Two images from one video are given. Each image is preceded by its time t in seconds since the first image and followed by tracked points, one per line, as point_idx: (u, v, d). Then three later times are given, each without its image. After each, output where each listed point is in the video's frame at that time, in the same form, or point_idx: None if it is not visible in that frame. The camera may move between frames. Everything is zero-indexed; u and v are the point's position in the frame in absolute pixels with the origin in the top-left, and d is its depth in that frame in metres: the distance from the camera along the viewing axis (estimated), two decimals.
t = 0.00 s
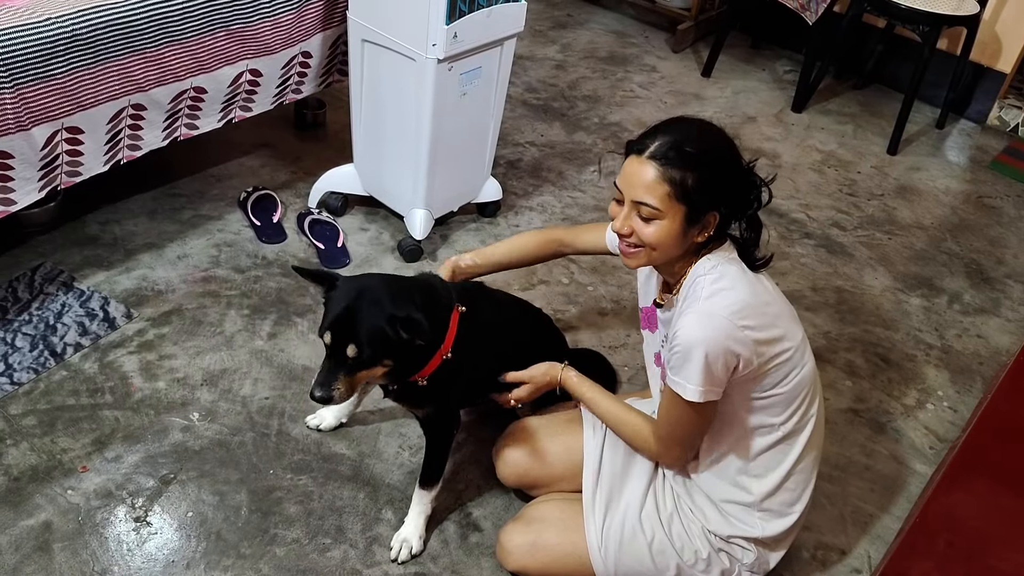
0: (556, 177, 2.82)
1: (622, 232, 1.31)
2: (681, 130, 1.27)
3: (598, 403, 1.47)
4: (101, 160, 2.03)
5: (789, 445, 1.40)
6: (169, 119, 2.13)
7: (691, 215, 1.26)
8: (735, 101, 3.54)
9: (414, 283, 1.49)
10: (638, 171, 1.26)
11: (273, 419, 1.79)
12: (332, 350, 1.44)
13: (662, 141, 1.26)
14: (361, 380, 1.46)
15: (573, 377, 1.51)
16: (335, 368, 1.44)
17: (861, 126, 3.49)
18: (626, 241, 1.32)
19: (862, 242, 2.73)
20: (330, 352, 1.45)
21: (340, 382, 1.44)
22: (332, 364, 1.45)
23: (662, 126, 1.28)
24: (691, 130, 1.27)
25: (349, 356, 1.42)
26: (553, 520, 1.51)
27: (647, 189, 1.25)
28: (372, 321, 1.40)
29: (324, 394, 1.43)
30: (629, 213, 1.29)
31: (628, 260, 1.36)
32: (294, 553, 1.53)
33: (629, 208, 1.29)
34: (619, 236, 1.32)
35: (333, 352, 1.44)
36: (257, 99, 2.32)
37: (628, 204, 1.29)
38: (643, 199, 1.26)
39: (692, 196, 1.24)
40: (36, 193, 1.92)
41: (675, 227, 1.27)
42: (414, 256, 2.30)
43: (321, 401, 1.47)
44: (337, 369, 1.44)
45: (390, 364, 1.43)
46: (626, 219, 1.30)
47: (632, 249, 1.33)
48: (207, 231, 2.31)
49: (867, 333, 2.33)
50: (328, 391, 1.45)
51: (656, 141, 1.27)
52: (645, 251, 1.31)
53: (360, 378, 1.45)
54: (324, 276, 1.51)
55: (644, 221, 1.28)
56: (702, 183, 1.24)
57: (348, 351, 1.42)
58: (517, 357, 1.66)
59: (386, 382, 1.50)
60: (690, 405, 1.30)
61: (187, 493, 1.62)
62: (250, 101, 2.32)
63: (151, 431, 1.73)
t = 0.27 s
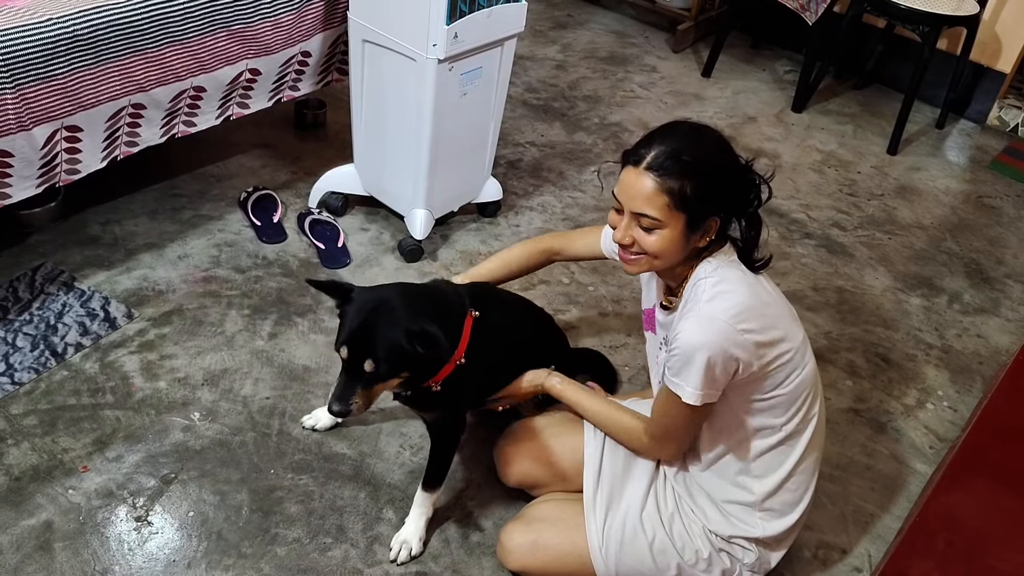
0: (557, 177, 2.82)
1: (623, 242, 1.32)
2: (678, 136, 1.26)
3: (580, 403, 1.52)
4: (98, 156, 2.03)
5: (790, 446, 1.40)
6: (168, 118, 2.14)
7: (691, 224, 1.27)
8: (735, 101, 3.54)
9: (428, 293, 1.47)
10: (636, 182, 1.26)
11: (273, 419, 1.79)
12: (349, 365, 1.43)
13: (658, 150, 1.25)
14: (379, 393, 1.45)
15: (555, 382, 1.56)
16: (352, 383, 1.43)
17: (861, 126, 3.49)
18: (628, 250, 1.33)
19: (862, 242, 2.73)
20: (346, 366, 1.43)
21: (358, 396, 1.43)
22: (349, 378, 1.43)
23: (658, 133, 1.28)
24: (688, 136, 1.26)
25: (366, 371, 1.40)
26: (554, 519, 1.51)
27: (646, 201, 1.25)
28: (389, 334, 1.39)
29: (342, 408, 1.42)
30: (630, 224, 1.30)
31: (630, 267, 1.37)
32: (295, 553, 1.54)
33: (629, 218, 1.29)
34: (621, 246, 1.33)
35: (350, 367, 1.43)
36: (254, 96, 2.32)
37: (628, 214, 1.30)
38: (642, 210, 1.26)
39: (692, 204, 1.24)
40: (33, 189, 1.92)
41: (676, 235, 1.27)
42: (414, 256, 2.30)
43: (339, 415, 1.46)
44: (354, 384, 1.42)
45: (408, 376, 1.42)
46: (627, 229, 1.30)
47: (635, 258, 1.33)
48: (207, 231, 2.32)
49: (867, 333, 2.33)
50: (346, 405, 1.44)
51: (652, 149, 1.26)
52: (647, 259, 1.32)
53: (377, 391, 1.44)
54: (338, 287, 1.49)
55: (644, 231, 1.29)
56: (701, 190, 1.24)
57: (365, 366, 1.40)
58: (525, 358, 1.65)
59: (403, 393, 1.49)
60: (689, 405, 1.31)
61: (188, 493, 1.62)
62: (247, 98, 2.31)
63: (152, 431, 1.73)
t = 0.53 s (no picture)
0: (556, 176, 2.82)
1: (622, 243, 1.32)
2: (675, 136, 1.26)
3: (585, 403, 1.50)
4: (100, 156, 2.03)
5: (789, 446, 1.41)
6: (170, 119, 2.14)
7: (691, 222, 1.26)
8: (735, 100, 3.54)
9: (426, 292, 1.46)
10: (634, 183, 1.25)
11: (273, 417, 1.79)
12: (353, 371, 1.41)
13: (656, 151, 1.25)
14: (385, 395, 1.43)
15: (552, 381, 1.55)
16: (358, 388, 1.41)
17: (861, 125, 3.49)
18: (628, 251, 1.33)
19: (862, 240, 2.73)
20: (351, 372, 1.41)
21: (365, 401, 1.41)
22: (354, 384, 1.42)
23: (655, 133, 1.27)
24: (683, 136, 1.26)
25: (372, 375, 1.39)
26: (551, 516, 1.52)
27: (645, 202, 1.25)
28: (392, 337, 1.37)
29: (350, 414, 1.41)
30: (628, 225, 1.30)
31: (630, 267, 1.37)
32: (294, 551, 1.53)
33: (628, 219, 1.29)
34: (620, 247, 1.33)
35: (354, 372, 1.41)
36: (256, 97, 2.32)
37: (626, 215, 1.29)
38: (641, 211, 1.26)
39: (691, 204, 1.24)
40: (32, 188, 1.92)
41: (675, 235, 1.27)
42: (413, 255, 2.30)
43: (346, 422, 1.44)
44: (361, 389, 1.41)
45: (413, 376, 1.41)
46: (626, 230, 1.30)
47: (635, 258, 1.33)
48: (207, 229, 2.31)
49: (867, 332, 2.33)
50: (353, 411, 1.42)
51: (650, 149, 1.26)
52: (646, 259, 1.32)
53: (384, 393, 1.43)
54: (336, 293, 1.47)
55: (644, 231, 1.29)
56: (700, 190, 1.24)
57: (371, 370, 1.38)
58: (519, 351, 1.64)
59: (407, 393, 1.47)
60: (690, 403, 1.30)
61: (187, 491, 1.62)
62: (249, 99, 2.31)
63: (152, 429, 1.73)
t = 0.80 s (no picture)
0: (555, 174, 2.82)
1: (610, 238, 1.32)
2: (665, 133, 1.26)
3: (589, 404, 1.48)
4: (104, 160, 2.04)
5: (786, 441, 1.41)
6: (171, 118, 2.14)
7: (679, 219, 1.26)
8: (734, 98, 3.55)
9: (410, 271, 1.47)
10: (623, 178, 1.25)
11: (271, 414, 1.79)
12: (327, 341, 1.41)
13: (646, 146, 1.25)
14: (358, 368, 1.44)
15: (557, 378, 1.52)
16: (331, 358, 1.42)
17: (860, 123, 3.49)
18: (615, 247, 1.33)
19: (860, 238, 2.73)
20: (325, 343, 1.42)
21: (337, 372, 1.41)
22: (327, 354, 1.42)
23: (646, 130, 1.28)
24: (674, 133, 1.26)
25: (344, 346, 1.40)
26: (548, 513, 1.52)
27: (634, 197, 1.25)
28: (366, 311, 1.38)
29: (321, 382, 1.41)
30: (617, 220, 1.30)
31: (618, 265, 1.37)
32: (291, 548, 1.54)
33: (616, 214, 1.29)
34: (609, 242, 1.33)
35: (328, 343, 1.42)
36: (261, 100, 2.34)
37: (615, 210, 1.29)
38: (630, 207, 1.26)
39: (678, 201, 1.24)
40: (41, 195, 1.93)
41: (663, 231, 1.27)
42: (412, 252, 2.30)
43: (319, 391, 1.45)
44: (333, 359, 1.41)
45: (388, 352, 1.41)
46: (615, 225, 1.30)
47: (622, 254, 1.33)
48: (205, 227, 2.32)
49: (865, 329, 2.33)
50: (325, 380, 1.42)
51: (640, 145, 1.26)
52: (633, 256, 1.32)
53: (357, 367, 1.43)
54: (318, 263, 1.48)
55: (632, 227, 1.29)
56: (688, 187, 1.24)
57: (344, 342, 1.39)
58: (515, 346, 1.65)
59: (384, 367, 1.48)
60: (687, 402, 1.30)
61: (185, 487, 1.62)
62: (254, 103, 2.33)
63: (150, 426, 1.73)
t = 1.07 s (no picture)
0: (553, 173, 2.83)
1: (598, 238, 1.32)
2: (656, 135, 1.26)
3: (590, 401, 1.49)
4: (100, 155, 2.04)
5: (780, 440, 1.41)
6: (169, 116, 2.14)
7: (667, 220, 1.27)
8: (732, 98, 3.55)
9: (412, 259, 1.49)
10: (612, 178, 1.26)
11: (269, 412, 1.79)
12: (324, 323, 1.45)
13: (635, 147, 1.25)
14: (354, 353, 1.47)
15: (559, 373, 1.52)
16: (326, 341, 1.45)
17: (858, 123, 3.49)
18: (605, 246, 1.33)
19: (858, 237, 2.73)
20: (322, 325, 1.45)
21: (332, 355, 1.44)
22: (324, 336, 1.46)
23: (637, 131, 1.28)
24: (665, 134, 1.27)
25: (338, 330, 1.43)
26: (546, 511, 1.52)
27: (622, 197, 1.25)
28: (361, 298, 1.41)
29: (315, 364, 1.44)
30: (606, 220, 1.30)
31: (607, 265, 1.37)
32: (290, 545, 1.54)
33: (605, 214, 1.30)
34: (598, 243, 1.33)
35: (325, 326, 1.45)
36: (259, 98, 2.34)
37: (604, 210, 1.30)
38: (618, 206, 1.26)
39: (667, 202, 1.25)
40: (35, 190, 1.92)
41: (651, 232, 1.27)
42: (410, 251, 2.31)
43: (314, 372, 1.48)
44: (328, 341, 1.45)
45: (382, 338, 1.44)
46: (603, 225, 1.31)
47: (612, 255, 1.34)
48: (204, 225, 2.32)
49: (862, 328, 2.33)
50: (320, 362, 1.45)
51: (629, 146, 1.27)
52: (621, 256, 1.33)
53: (352, 351, 1.46)
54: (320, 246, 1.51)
55: (620, 227, 1.29)
56: (677, 188, 1.24)
57: (337, 325, 1.42)
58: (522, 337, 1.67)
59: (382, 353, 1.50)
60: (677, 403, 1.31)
61: (183, 485, 1.62)
62: (252, 101, 2.33)
63: (149, 424, 1.73)
